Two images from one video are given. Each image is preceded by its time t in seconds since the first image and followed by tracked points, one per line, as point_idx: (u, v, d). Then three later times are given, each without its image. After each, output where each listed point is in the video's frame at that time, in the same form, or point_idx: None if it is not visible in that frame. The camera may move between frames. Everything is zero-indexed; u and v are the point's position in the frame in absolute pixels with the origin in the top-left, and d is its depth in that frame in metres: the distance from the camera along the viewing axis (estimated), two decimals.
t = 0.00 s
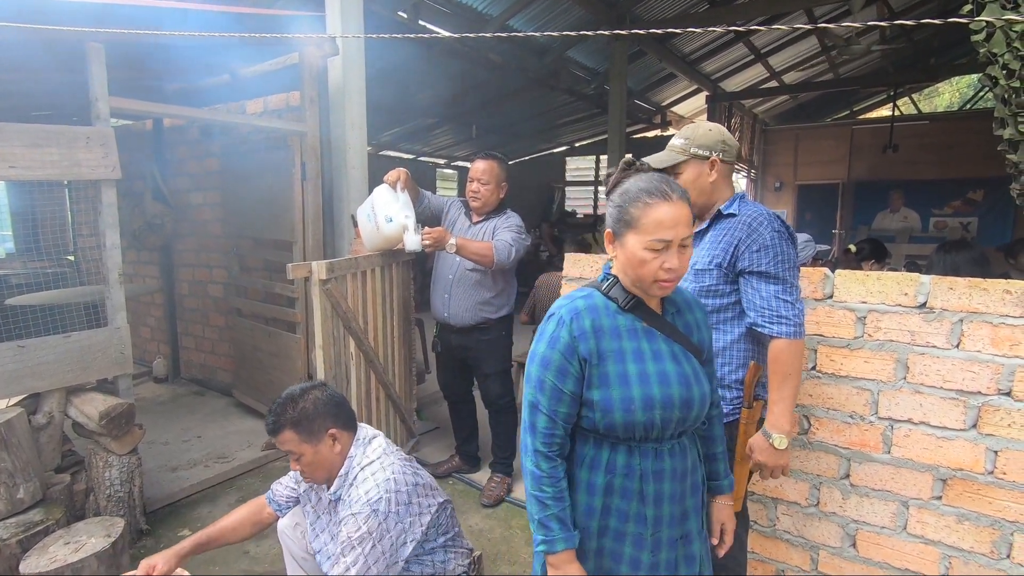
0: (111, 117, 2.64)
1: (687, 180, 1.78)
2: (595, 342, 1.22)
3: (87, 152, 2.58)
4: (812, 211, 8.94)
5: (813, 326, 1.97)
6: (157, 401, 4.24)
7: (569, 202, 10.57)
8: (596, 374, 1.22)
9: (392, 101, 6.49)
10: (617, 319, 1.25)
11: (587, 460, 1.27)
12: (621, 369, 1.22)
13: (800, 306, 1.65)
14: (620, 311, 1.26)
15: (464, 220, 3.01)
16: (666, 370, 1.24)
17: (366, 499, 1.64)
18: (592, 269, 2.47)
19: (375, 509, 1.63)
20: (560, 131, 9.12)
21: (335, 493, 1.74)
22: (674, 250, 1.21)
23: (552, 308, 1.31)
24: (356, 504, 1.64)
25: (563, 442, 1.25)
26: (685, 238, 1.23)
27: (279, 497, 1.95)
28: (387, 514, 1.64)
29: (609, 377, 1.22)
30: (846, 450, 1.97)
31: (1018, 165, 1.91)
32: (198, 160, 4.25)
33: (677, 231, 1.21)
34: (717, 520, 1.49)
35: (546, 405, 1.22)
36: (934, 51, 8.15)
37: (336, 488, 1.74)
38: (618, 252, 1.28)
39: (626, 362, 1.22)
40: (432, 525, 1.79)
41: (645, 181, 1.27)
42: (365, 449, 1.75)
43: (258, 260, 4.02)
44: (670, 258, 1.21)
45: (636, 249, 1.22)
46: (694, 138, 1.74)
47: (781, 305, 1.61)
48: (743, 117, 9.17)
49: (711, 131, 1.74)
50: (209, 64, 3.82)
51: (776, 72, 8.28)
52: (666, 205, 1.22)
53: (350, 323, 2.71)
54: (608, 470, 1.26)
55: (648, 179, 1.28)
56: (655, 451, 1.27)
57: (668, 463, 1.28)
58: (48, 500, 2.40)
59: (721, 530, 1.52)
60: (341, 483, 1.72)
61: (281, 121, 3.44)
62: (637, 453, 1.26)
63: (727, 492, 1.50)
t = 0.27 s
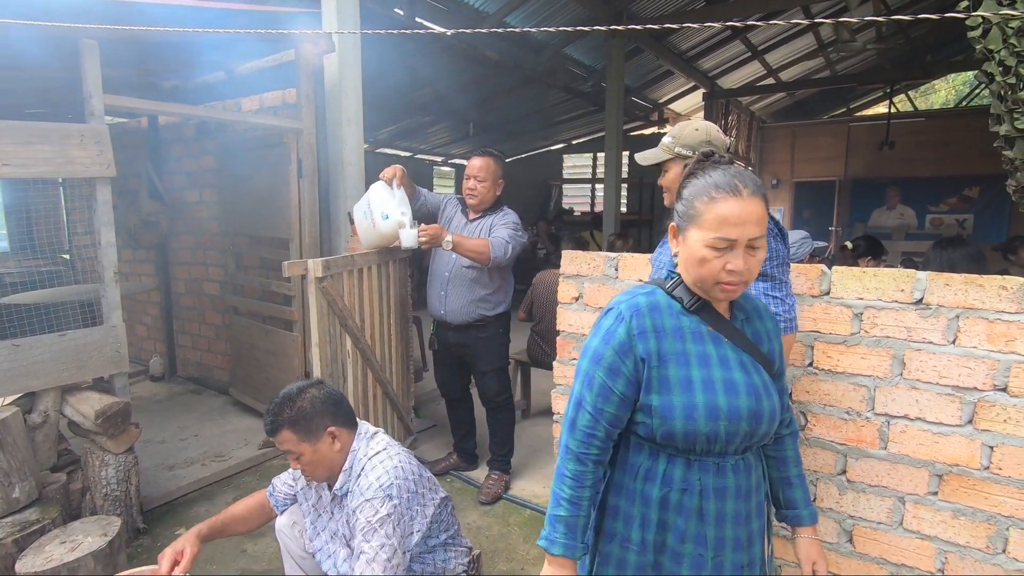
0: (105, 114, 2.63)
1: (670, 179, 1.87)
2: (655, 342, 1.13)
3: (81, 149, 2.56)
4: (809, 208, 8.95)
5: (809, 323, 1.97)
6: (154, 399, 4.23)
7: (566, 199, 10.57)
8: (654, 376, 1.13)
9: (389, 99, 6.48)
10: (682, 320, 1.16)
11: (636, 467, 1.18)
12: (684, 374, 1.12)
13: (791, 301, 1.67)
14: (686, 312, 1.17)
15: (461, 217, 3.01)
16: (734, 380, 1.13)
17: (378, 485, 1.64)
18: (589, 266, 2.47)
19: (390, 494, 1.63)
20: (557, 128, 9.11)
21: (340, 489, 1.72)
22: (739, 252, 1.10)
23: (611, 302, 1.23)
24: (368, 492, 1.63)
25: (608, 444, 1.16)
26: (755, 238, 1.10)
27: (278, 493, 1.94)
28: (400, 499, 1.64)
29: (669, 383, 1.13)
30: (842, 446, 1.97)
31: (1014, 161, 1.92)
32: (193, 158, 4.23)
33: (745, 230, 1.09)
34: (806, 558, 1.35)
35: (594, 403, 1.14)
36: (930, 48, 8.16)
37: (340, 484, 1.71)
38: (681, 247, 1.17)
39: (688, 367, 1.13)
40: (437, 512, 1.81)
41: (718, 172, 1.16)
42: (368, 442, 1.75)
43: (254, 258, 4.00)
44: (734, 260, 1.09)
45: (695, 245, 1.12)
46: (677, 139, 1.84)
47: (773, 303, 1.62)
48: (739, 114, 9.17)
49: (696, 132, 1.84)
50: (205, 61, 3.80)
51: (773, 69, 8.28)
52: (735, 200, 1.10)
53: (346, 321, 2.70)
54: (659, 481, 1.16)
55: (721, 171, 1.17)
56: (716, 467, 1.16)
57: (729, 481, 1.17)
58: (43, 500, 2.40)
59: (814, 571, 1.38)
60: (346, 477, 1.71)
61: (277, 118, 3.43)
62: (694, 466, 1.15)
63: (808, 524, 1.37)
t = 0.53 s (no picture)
0: (101, 112, 2.62)
1: (659, 178, 1.92)
2: (684, 355, 1.08)
3: (76, 147, 2.55)
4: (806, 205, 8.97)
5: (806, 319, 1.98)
6: (151, 399, 4.22)
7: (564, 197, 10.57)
8: (682, 391, 1.08)
9: (386, 97, 6.46)
10: (715, 331, 1.10)
11: (667, 484, 1.14)
12: (714, 390, 1.07)
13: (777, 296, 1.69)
14: (719, 321, 1.10)
15: (458, 215, 3.00)
16: (768, 396, 1.07)
17: (402, 472, 1.65)
18: (587, 263, 2.47)
19: (414, 480, 1.65)
20: (555, 126, 9.10)
21: (356, 482, 1.71)
22: (764, 255, 1.03)
23: (642, 309, 1.19)
24: (392, 479, 1.64)
25: (639, 459, 1.14)
26: (784, 241, 1.03)
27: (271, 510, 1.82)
28: (422, 486, 1.67)
29: (699, 399, 1.08)
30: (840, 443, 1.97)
31: (1011, 158, 1.92)
32: (189, 156, 4.22)
33: (768, 232, 1.02)
34: None
35: (623, 416, 1.12)
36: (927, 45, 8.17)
37: (356, 476, 1.71)
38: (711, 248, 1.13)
39: (720, 383, 1.07)
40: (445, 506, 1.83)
41: (755, 170, 1.10)
42: (382, 435, 1.76)
43: (251, 257, 3.99)
44: (757, 263, 1.03)
45: (719, 244, 1.07)
46: (664, 138, 1.88)
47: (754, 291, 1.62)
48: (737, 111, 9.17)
49: (685, 130, 1.86)
50: (201, 58, 3.79)
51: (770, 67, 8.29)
52: (763, 199, 1.04)
53: (344, 319, 2.70)
54: (691, 499, 1.12)
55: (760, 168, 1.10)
56: (748, 485, 1.10)
57: (765, 502, 1.11)
58: (40, 499, 2.39)
59: None
60: (363, 469, 1.70)
61: (274, 116, 3.42)
62: (727, 485, 1.10)
63: (852, 545, 1.24)
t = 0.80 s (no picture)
0: (98, 112, 2.61)
1: (641, 174, 1.94)
2: (685, 384, 0.99)
3: (74, 147, 2.55)
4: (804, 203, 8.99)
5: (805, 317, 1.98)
6: (150, 399, 4.22)
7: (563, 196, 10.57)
8: (683, 423, 0.99)
9: (384, 96, 6.45)
10: (720, 358, 1.00)
11: (673, 518, 1.06)
12: (719, 422, 0.98)
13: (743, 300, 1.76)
14: (726, 346, 1.00)
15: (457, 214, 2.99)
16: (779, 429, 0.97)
17: (415, 468, 1.67)
18: (586, 262, 2.47)
19: (424, 481, 1.66)
20: (553, 124, 9.09)
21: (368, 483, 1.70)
22: (766, 272, 0.93)
23: (644, 330, 1.10)
24: (403, 479, 1.65)
25: (642, 492, 1.06)
26: (786, 258, 0.93)
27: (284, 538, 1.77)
28: (432, 486, 1.68)
29: (701, 431, 0.99)
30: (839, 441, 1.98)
31: (1009, 155, 1.92)
32: (187, 156, 4.21)
33: (767, 248, 0.92)
34: None
35: (622, 448, 1.04)
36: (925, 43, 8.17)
37: (367, 477, 1.70)
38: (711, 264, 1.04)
39: (724, 415, 0.98)
40: (454, 505, 1.85)
41: (758, 178, 1.00)
42: (392, 434, 1.76)
43: (250, 256, 3.99)
44: (757, 282, 0.93)
45: (718, 261, 0.98)
46: (647, 136, 1.89)
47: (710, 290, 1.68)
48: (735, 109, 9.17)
49: (665, 127, 1.87)
50: (199, 57, 3.78)
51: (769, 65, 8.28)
52: (763, 212, 0.94)
53: (342, 318, 2.70)
54: (699, 536, 1.03)
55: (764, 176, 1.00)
56: (760, 524, 1.01)
57: (782, 543, 1.00)
58: (40, 500, 2.39)
59: None
60: (374, 469, 1.70)
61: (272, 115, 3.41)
62: (738, 523, 1.01)
63: None
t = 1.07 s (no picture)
0: (98, 114, 2.61)
1: (621, 170, 1.94)
2: (661, 457, 0.86)
3: (74, 149, 2.55)
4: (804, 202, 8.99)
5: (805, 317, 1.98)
6: (151, 400, 4.22)
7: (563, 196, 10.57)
8: (662, 500, 0.86)
9: (384, 96, 6.44)
10: (704, 425, 0.85)
11: None
12: (702, 502, 0.84)
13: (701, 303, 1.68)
14: (710, 411, 0.86)
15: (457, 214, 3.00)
16: (775, 513, 0.81)
17: (422, 475, 1.67)
18: (586, 262, 2.47)
19: (432, 486, 1.66)
20: (553, 124, 9.09)
21: (375, 484, 1.70)
22: (729, 323, 0.78)
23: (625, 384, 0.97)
24: (411, 483, 1.65)
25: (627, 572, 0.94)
26: (750, 307, 0.77)
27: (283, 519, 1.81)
28: (439, 492, 1.68)
29: (684, 511, 0.85)
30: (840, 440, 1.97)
31: (1009, 154, 1.92)
32: (187, 157, 4.21)
33: (727, 296, 0.78)
34: None
35: (601, 523, 0.92)
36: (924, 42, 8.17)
37: (374, 478, 1.70)
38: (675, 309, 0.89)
39: (709, 494, 0.84)
40: (458, 513, 1.84)
41: (719, 210, 0.85)
42: (402, 436, 1.76)
43: (250, 257, 3.99)
44: (720, 336, 0.79)
45: (677, 310, 0.84)
46: (627, 129, 1.87)
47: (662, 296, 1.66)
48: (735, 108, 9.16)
49: (643, 121, 1.85)
50: (198, 58, 3.78)
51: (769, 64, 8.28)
52: (717, 248, 0.80)
53: (344, 319, 2.69)
54: None
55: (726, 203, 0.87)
56: None
57: None
58: (40, 501, 2.38)
59: None
60: (382, 471, 1.70)
61: (272, 116, 3.41)
62: None
63: None
